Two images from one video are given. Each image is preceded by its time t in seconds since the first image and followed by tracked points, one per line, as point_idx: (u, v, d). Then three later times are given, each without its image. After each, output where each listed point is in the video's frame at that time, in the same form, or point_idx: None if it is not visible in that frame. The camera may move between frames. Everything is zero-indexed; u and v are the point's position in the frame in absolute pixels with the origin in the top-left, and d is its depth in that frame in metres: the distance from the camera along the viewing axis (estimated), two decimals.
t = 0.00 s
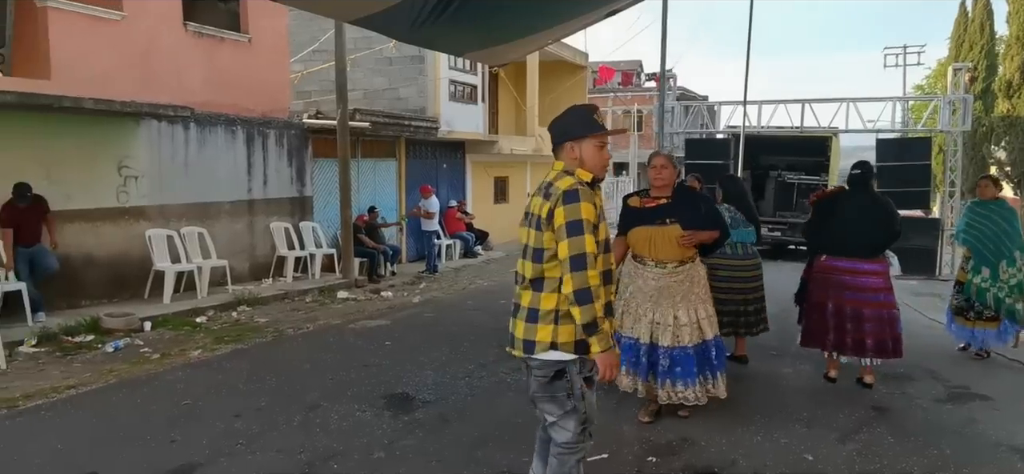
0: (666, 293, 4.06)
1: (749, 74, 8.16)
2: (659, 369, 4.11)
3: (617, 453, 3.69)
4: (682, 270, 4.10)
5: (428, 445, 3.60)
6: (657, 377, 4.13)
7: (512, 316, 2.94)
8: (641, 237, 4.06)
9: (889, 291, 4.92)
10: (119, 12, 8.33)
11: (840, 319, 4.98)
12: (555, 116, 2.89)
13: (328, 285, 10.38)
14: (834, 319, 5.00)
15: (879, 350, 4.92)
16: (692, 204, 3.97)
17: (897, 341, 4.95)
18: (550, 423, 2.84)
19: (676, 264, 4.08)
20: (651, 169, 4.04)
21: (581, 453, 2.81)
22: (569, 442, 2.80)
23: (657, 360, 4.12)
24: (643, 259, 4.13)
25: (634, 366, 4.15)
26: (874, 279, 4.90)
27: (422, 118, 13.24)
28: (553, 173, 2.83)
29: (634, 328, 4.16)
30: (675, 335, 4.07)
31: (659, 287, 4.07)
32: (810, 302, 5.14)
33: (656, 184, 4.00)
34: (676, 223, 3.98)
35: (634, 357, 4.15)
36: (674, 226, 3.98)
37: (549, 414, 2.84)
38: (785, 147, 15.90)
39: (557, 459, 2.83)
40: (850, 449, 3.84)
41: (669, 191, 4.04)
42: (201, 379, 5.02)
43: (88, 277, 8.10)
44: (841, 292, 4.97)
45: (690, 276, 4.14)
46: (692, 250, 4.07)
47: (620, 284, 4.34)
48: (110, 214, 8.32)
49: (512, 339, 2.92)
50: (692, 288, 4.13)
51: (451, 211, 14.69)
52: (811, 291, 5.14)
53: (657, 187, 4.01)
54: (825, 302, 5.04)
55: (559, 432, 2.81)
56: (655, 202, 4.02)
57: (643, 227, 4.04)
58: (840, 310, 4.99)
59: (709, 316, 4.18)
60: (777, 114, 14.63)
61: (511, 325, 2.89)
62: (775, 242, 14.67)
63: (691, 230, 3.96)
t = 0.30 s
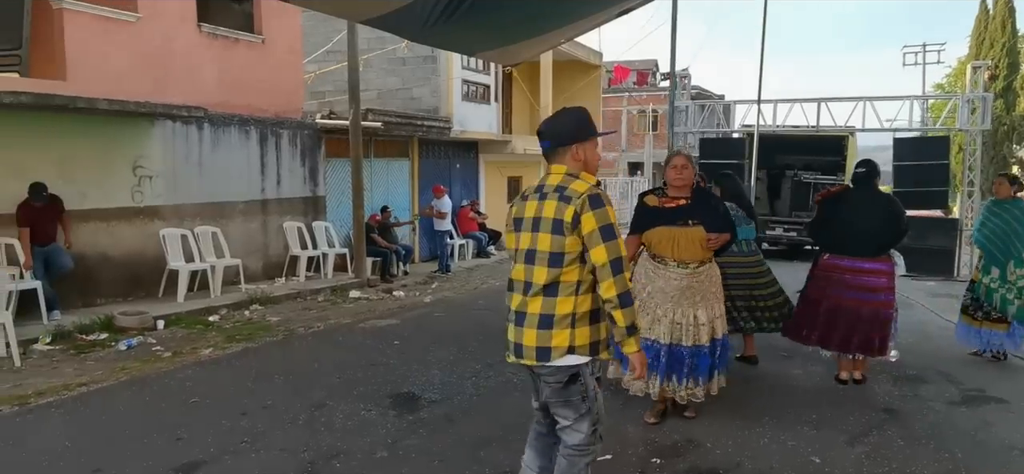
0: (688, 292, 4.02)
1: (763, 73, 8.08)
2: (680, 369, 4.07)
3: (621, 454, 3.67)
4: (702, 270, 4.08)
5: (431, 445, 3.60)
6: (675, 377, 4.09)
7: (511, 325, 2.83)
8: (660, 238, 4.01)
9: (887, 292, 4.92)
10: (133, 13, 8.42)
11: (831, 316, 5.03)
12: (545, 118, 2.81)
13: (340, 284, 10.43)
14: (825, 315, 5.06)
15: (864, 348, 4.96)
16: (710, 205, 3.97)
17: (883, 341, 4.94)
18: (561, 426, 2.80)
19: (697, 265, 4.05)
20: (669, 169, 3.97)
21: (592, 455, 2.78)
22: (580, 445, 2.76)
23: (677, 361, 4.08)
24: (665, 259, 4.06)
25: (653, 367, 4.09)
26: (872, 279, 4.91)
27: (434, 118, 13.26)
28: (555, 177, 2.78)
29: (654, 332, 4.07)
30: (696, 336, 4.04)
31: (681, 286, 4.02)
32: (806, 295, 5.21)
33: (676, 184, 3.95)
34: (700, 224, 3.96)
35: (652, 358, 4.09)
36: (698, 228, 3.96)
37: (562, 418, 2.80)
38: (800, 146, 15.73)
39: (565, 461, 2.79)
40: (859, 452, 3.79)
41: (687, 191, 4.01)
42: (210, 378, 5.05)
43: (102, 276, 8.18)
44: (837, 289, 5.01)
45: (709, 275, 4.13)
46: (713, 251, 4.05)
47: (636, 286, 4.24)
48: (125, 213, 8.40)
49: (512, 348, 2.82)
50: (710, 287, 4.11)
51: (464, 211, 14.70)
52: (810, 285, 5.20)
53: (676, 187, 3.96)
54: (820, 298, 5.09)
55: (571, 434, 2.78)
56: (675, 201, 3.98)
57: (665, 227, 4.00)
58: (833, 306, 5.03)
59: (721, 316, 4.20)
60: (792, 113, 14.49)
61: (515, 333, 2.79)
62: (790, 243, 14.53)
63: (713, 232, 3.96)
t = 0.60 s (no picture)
0: (699, 291, 3.97)
1: (770, 73, 8.05)
2: (697, 363, 4.02)
3: (619, 454, 3.68)
4: (710, 268, 4.02)
5: (430, 444, 3.61)
6: (692, 374, 4.03)
7: (504, 319, 2.86)
8: (670, 236, 3.93)
9: (889, 293, 4.89)
10: (142, 15, 8.48)
11: (837, 320, 5.02)
12: (521, 119, 2.87)
13: (347, 284, 10.47)
14: (831, 319, 5.05)
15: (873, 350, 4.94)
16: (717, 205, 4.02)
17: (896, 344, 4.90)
18: (552, 415, 2.86)
19: (706, 263, 4.00)
20: (676, 169, 3.96)
21: (579, 443, 2.87)
22: (569, 432, 2.85)
23: (693, 356, 4.02)
24: (676, 258, 3.97)
25: (672, 366, 4.01)
26: (873, 281, 4.89)
27: (441, 118, 13.27)
28: (536, 175, 2.85)
29: (672, 331, 4.00)
30: (709, 330, 4.02)
31: (693, 285, 3.95)
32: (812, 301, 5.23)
33: (684, 183, 3.95)
34: (710, 223, 3.95)
35: (670, 357, 4.01)
36: (709, 225, 3.94)
37: (553, 408, 2.86)
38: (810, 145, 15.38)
39: (557, 448, 2.87)
40: (860, 453, 3.77)
41: (693, 191, 4.01)
42: (214, 376, 5.09)
43: (111, 275, 8.26)
44: (838, 294, 5.01)
45: (717, 274, 4.09)
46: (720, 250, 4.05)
47: (644, 286, 4.10)
48: (133, 213, 8.47)
49: (506, 343, 2.84)
50: (718, 285, 4.08)
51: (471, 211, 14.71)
52: (814, 290, 5.20)
53: (684, 186, 3.96)
54: (824, 302, 5.10)
55: (562, 423, 2.85)
56: (682, 199, 3.97)
57: (674, 226, 3.92)
58: (835, 310, 5.04)
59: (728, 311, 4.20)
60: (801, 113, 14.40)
61: (510, 328, 2.82)
62: (799, 243, 14.53)
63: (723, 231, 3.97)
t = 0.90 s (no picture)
0: (708, 294, 3.97)
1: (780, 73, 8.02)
2: (701, 367, 4.06)
3: (621, 454, 3.72)
4: (717, 271, 4.00)
5: (433, 443, 3.65)
6: (694, 375, 4.08)
7: (497, 315, 2.91)
8: (677, 240, 3.90)
9: (905, 293, 4.86)
10: (154, 17, 8.56)
11: (851, 320, 5.02)
12: (508, 121, 2.92)
13: (356, 283, 10.53)
14: (845, 318, 5.06)
15: (882, 351, 4.93)
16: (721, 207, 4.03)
17: (906, 345, 4.91)
18: (552, 403, 2.93)
19: (714, 267, 3.98)
20: (682, 171, 3.91)
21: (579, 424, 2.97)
22: (570, 416, 2.93)
23: (698, 360, 4.05)
24: (685, 262, 3.94)
25: (677, 369, 4.06)
26: (888, 280, 4.87)
27: (451, 118, 13.30)
28: (524, 174, 2.93)
29: (678, 334, 4.03)
30: (713, 334, 4.03)
31: (702, 289, 3.95)
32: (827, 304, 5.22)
33: (692, 187, 3.90)
34: (718, 226, 3.95)
35: (677, 360, 4.05)
36: (717, 229, 3.93)
37: (552, 395, 2.92)
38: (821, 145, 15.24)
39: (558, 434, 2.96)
40: (863, 455, 3.76)
41: (699, 193, 3.97)
42: (221, 375, 5.14)
43: (123, 275, 8.35)
44: (852, 294, 5.00)
45: (722, 277, 4.07)
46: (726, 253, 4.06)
47: (652, 290, 4.07)
48: (145, 213, 8.56)
49: (500, 339, 2.89)
50: (724, 288, 4.08)
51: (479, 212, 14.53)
52: (830, 292, 5.19)
53: (692, 190, 3.91)
54: (837, 303, 5.12)
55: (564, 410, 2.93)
56: (689, 203, 3.92)
57: (682, 229, 3.89)
58: (849, 310, 5.04)
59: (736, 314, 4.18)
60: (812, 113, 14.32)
61: (503, 324, 2.88)
62: (811, 244, 14.39)
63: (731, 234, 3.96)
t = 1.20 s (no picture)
0: (716, 293, 3.95)
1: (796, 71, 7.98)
2: (712, 369, 4.01)
3: (630, 452, 3.72)
4: (724, 270, 3.98)
5: (442, 439, 3.67)
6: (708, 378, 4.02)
7: (510, 313, 2.92)
8: (684, 238, 3.89)
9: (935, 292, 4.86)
10: (172, 18, 8.67)
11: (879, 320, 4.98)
12: (521, 120, 2.94)
13: (371, 282, 10.59)
14: (882, 322, 4.97)
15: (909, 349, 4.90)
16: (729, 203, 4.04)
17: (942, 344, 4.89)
18: (559, 392, 3.00)
19: (722, 266, 3.97)
20: (689, 170, 3.92)
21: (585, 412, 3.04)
22: (578, 403, 3.02)
23: (710, 361, 4.00)
24: (692, 260, 3.93)
25: (688, 371, 3.98)
26: (919, 280, 4.85)
27: (465, 118, 13.34)
28: (538, 174, 2.95)
29: (688, 337, 3.97)
30: (723, 334, 4.01)
31: (709, 288, 3.94)
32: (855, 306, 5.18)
33: (701, 185, 3.91)
34: (726, 224, 3.93)
35: (686, 362, 3.98)
36: (726, 227, 3.92)
37: (561, 387, 3.00)
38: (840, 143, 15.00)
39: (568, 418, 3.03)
40: (875, 455, 3.73)
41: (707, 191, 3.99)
42: (234, 371, 5.20)
43: (142, 273, 8.47)
44: (885, 296, 4.94)
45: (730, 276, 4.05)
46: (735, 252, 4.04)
47: (658, 288, 4.07)
48: (163, 212, 8.67)
49: (513, 336, 2.91)
50: (731, 288, 4.06)
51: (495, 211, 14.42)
52: (858, 294, 5.14)
53: (702, 188, 3.93)
54: (869, 306, 5.05)
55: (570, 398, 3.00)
56: (698, 202, 3.94)
57: (691, 227, 3.87)
58: (883, 313, 4.97)
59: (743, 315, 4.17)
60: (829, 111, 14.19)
61: (517, 322, 2.90)
62: (828, 244, 14.23)
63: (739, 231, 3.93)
